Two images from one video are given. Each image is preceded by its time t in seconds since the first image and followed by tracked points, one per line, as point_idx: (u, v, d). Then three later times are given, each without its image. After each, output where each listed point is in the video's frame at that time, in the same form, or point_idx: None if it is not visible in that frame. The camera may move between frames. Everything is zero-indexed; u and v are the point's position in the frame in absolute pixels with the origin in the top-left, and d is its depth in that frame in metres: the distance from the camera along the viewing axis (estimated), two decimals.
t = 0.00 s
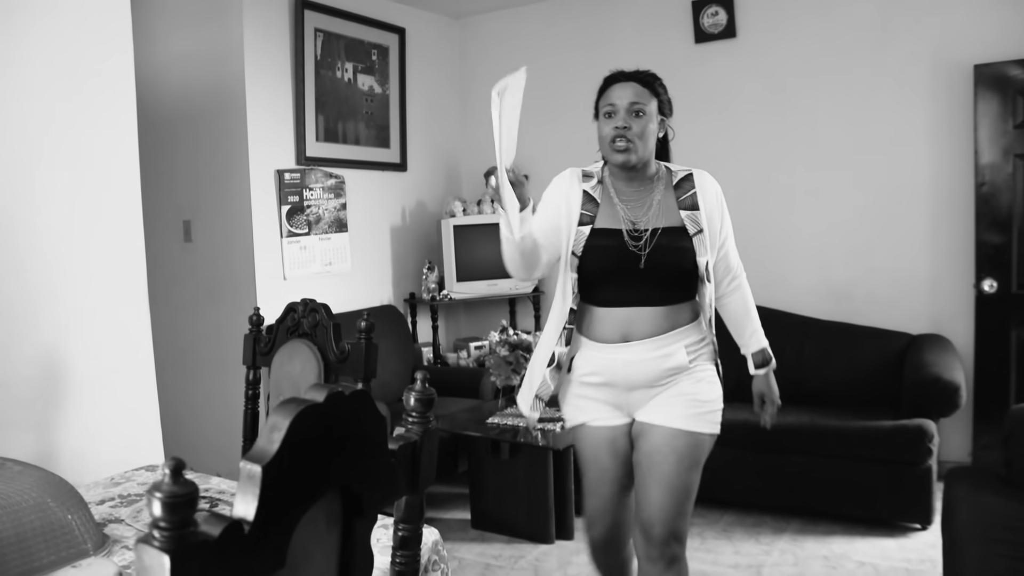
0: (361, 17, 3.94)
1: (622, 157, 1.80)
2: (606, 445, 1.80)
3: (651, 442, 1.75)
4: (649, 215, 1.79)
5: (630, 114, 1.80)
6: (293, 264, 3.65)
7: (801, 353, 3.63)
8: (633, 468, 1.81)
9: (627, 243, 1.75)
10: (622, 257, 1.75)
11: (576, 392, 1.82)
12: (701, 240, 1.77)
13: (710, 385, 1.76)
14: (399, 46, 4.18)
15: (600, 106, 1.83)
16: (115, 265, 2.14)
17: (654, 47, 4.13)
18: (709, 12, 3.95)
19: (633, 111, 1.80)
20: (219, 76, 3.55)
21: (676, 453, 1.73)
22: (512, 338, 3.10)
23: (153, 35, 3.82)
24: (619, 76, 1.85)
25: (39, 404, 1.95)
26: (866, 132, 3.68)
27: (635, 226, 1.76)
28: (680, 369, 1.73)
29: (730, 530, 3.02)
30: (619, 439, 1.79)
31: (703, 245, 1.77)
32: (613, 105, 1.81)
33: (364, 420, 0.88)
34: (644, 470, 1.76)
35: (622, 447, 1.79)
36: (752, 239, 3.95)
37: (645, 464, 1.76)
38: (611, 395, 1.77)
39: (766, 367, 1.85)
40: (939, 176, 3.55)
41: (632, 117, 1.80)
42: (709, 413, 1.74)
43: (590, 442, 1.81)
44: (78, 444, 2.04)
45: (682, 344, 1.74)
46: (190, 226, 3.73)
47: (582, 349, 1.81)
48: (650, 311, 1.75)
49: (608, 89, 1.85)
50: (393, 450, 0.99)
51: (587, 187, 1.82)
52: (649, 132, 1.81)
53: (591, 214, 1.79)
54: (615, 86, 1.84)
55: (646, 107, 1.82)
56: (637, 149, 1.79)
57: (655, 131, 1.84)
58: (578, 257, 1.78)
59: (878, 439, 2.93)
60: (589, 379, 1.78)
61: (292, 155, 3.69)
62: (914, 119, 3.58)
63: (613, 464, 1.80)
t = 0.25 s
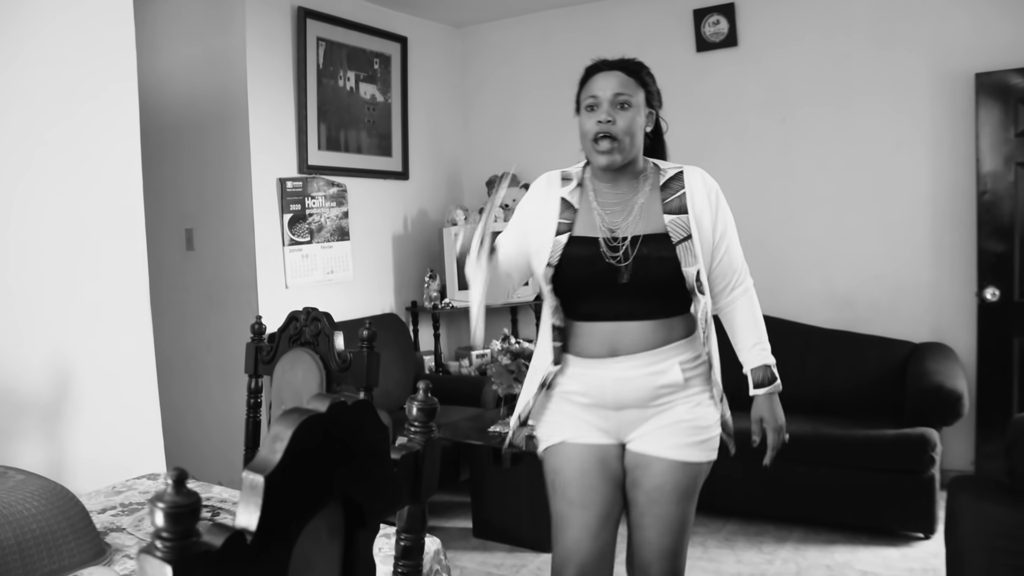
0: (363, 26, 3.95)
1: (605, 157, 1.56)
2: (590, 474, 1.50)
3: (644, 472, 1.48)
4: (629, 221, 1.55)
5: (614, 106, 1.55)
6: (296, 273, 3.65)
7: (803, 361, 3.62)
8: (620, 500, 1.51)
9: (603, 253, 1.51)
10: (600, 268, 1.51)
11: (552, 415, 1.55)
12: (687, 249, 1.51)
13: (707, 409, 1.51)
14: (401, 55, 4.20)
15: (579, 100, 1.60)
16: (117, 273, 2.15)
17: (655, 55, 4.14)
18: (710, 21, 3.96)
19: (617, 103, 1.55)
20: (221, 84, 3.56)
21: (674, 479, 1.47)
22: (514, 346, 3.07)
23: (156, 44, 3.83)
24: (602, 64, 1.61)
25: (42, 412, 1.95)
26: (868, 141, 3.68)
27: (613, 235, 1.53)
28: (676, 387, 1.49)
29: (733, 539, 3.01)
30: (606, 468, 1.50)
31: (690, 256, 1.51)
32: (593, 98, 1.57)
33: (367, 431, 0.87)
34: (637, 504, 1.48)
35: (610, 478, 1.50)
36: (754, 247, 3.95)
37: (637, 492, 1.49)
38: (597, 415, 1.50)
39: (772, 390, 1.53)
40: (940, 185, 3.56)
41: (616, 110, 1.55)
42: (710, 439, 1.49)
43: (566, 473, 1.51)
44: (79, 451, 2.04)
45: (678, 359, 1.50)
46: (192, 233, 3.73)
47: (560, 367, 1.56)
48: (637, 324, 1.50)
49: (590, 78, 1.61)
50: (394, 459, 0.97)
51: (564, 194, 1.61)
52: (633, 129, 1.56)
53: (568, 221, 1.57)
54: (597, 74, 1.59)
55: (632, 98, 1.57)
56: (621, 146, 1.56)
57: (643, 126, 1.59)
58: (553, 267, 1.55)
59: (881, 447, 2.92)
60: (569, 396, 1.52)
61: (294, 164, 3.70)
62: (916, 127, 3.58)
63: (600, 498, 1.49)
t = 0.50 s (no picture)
0: (366, 32, 3.96)
1: (575, 160, 1.39)
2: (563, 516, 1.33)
3: (623, 515, 1.31)
4: (607, 229, 1.39)
5: (585, 103, 1.39)
6: (299, 278, 3.66)
7: (806, 367, 3.62)
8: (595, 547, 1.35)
9: (579, 262, 1.34)
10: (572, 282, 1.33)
11: (519, 448, 1.37)
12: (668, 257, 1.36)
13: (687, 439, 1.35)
14: (404, 60, 4.20)
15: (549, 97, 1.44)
16: (120, 278, 2.15)
17: (658, 61, 4.14)
18: (713, 27, 3.96)
19: (589, 100, 1.40)
20: (225, 89, 3.57)
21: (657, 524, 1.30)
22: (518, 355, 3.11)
23: (160, 50, 3.85)
24: (575, 57, 1.45)
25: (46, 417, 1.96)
26: (871, 147, 3.68)
27: (590, 244, 1.36)
28: (658, 418, 1.32)
29: (735, 545, 3.00)
30: (580, 509, 1.33)
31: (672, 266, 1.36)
32: (564, 94, 1.41)
33: (371, 437, 0.87)
34: (615, 551, 1.32)
35: (585, 519, 1.33)
36: (757, 253, 3.95)
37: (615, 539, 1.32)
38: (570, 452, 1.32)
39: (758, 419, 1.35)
40: (943, 191, 3.55)
41: (587, 107, 1.39)
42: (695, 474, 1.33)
43: (537, 515, 1.35)
44: (83, 457, 2.04)
45: (661, 387, 1.33)
46: (196, 239, 3.74)
47: (525, 395, 1.38)
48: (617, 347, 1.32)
49: (559, 73, 1.45)
50: (398, 465, 0.97)
51: (527, 205, 1.43)
52: (609, 126, 1.40)
53: (529, 237, 1.40)
54: (568, 68, 1.43)
55: (604, 95, 1.41)
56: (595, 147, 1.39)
57: (619, 126, 1.43)
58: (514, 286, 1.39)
59: (884, 454, 2.92)
60: (537, 428, 1.34)
61: (297, 170, 3.70)
62: (919, 134, 3.58)
63: (573, 545, 1.32)
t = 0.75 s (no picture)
0: (367, 39, 3.97)
1: (546, 151, 1.33)
2: (537, 535, 1.29)
3: (600, 533, 1.27)
4: (587, 232, 1.34)
5: (557, 91, 1.33)
6: (300, 285, 3.66)
7: (808, 372, 3.61)
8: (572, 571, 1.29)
9: (561, 270, 1.28)
10: (550, 290, 1.29)
11: (491, 464, 1.32)
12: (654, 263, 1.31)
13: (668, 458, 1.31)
14: (405, 67, 4.21)
15: (521, 82, 1.37)
16: (122, 285, 2.15)
17: (659, 67, 4.15)
18: (713, 33, 3.97)
19: (561, 87, 1.33)
20: (226, 96, 3.58)
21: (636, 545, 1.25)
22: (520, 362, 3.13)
23: (161, 57, 3.86)
24: (547, 40, 1.39)
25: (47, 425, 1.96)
26: (871, 152, 3.68)
27: (569, 248, 1.31)
28: (640, 435, 1.29)
29: (738, 551, 2.99)
30: (555, 528, 1.29)
31: (658, 273, 1.31)
32: (534, 80, 1.35)
33: (373, 443, 0.87)
34: (590, 573, 1.26)
35: (561, 539, 1.29)
36: (758, 258, 3.95)
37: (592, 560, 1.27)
38: (546, 469, 1.28)
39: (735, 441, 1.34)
40: (944, 196, 3.56)
41: (560, 94, 1.33)
42: (673, 494, 1.30)
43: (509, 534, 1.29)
44: (84, 464, 2.04)
45: (642, 404, 1.30)
46: (197, 246, 3.75)
47: (498, 409, 1.33)
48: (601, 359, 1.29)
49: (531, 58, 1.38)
50: (400, 472, 0.96)
51: (497, 203, 1.38)
52: (584, 115, 1.33)
53: (502, 238, 1.34)
54: (540, 53, 1.37)
55: (575, 80, 1.34)
56: (568, 135, 1.33)
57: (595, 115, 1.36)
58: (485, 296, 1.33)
59: (887, 459, 2.91)
60: (511, 444, 1.30)
61: (299, 176, 3.70)
62: (919, 139, 3.58)
63: (549, 568, 1.28)
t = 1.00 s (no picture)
0: (370, 49, 3.99)
1: (541, 149, 1.29)
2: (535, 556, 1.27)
3: (598, 555, 1.23)
4: (582, 239, 1.30)
5: (552, 87, 1.30)
6: (304, 294, 3.66)
7: (812, 380, 3.61)
8: None
9: (554, 281, 1.25)
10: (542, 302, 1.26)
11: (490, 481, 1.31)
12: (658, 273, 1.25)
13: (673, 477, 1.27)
14: (408, 77, 4.23)
15: (515, 80, 1.34)
16: (127, 296, 2.16)
17: (662, 76, 4.16)
18: (716, 41, 3.98)
19: (556, 84, 1.30)
20: (230, 106, 3.59)
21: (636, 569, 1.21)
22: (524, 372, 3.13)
23: (166, 68, 3.88)
24: (541, 36, 1.36)
25: (53, 436, 1.96)
26: (874, 159, 3.68)
27: (565, 258, 1.27)
28: (642, 455, 1.24)
29: (743, 560, 2.98)
30: (554, 549, 1.26)
31: (662, 286, 1.25)
32: (529, 77, 1.31)
33: (378, 454, 0.86)
34: None
35: (561, 559, 1.26)
36: (762, 267, 3.95)
37: None
38: (540, 487, 1.26)
39: (746, 459, 1.30)
40: (948, 203, 3.56)
41: (555, 91, 1.30)
42: (678, 516, 1.25)
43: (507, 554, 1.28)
44: (88, 475, 2.04)
45: (644, 421, 1.25)
46: (201, 255, 3.75)
47: (496, 424, 1.32)
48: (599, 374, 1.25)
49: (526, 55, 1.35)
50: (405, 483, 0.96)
51: (493, 210, 1.37)
52: (580, 111, 1.30)
53: (496, 246, 1.33)
54: (535, 49, 1.34)
55: (570, 77, 1.30)
56: (564, 133, 1.29)
57: (593, 112, 1.33)
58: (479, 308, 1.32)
59: (892, 467, 2.90)
60: (506, 462, 1.29)
61: (302, 186, 3.71)
62: (922, 147, 3.59)
63: None
